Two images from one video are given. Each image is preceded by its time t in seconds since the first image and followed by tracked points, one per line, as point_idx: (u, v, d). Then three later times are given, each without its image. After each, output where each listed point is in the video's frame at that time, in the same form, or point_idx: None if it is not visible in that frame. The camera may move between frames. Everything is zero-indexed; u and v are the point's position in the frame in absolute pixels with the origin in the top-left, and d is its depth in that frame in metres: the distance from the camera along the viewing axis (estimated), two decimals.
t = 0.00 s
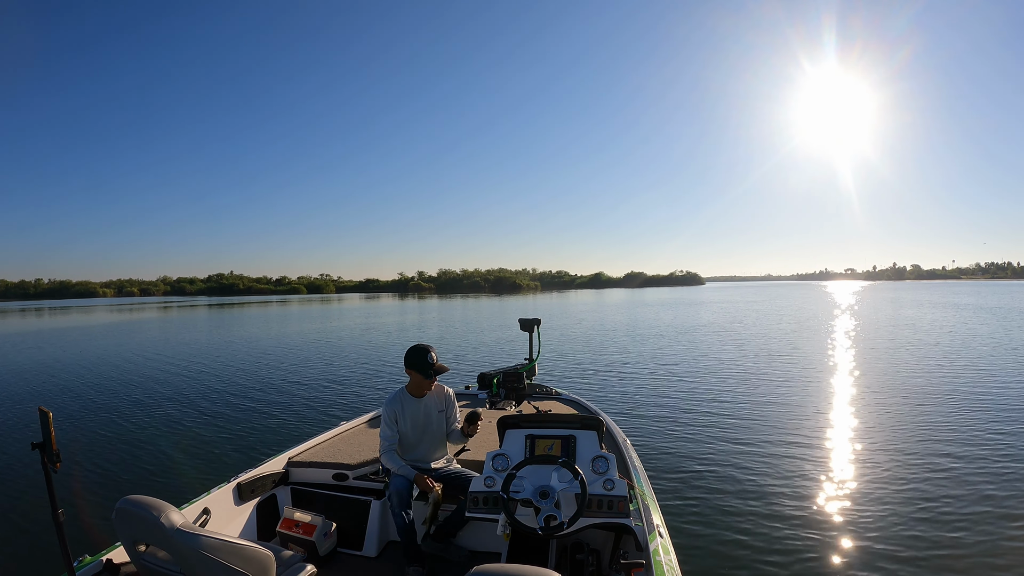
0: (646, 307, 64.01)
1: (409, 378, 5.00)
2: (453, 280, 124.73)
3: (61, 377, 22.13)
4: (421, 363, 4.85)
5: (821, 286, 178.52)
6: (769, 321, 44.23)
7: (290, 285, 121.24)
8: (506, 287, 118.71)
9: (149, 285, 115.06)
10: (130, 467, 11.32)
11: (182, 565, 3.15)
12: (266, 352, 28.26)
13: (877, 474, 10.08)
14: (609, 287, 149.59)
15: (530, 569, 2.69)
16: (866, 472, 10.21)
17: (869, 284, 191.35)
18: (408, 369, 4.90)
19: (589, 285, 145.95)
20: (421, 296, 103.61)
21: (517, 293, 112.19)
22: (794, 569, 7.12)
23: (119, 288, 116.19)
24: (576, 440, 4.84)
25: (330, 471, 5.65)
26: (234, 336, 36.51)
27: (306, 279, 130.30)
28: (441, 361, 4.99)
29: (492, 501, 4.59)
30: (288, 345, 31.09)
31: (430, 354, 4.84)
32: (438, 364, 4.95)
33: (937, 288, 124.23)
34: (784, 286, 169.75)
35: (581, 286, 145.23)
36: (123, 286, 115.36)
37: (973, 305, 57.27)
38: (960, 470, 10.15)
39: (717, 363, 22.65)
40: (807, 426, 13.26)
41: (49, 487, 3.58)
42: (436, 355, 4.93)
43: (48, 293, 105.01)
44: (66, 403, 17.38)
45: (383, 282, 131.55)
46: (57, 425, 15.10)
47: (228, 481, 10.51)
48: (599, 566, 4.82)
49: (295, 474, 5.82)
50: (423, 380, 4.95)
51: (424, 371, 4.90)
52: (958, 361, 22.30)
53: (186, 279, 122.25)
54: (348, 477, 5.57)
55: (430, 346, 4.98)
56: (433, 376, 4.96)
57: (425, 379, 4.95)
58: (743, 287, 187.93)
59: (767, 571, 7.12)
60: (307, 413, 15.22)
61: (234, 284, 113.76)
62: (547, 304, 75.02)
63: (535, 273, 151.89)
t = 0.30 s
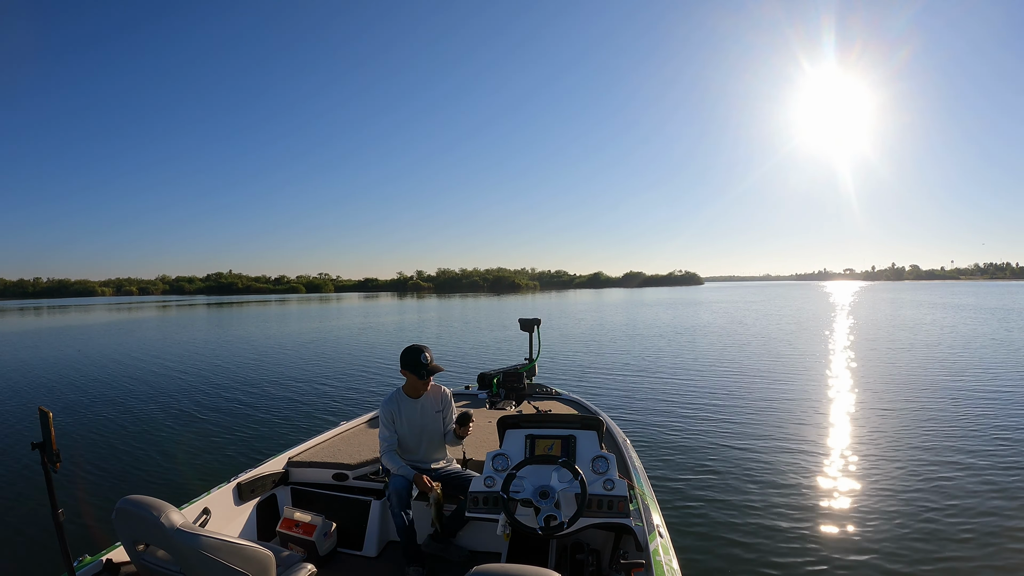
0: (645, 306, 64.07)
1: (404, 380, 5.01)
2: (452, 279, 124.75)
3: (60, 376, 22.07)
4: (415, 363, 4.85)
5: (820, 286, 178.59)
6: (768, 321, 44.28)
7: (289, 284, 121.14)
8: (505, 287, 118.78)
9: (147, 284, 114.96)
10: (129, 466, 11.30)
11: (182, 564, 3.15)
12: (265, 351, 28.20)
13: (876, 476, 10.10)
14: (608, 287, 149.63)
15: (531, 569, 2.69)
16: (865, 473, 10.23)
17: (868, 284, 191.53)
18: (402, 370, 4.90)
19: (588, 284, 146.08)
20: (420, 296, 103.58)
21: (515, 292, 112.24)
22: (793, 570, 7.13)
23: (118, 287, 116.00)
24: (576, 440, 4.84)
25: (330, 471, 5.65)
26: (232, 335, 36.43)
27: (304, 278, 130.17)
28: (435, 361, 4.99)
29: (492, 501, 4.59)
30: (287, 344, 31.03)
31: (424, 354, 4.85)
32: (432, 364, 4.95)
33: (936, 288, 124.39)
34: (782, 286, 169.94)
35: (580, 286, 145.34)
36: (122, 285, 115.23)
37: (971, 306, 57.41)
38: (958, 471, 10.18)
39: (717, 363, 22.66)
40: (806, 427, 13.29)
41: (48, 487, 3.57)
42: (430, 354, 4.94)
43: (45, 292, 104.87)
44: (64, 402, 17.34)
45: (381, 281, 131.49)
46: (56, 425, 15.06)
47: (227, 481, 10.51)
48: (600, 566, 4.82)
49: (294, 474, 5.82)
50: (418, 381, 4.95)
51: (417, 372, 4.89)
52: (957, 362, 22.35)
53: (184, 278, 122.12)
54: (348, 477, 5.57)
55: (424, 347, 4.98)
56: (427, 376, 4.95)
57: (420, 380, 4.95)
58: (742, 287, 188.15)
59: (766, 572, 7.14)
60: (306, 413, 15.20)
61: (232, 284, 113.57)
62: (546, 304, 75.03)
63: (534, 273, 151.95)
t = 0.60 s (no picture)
0: (644, 306, 64.11)
1: (402, 380, 5.01)
2: (451, 280, 124.75)
3: (59, 376, 22.06)
4: (412, 363, 4.86)
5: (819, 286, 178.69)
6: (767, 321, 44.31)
7: (288, 284, 121.21)
8: (504, 287, 118.90)
9: (145, 284, 115.48)
10: (130, 467, 11.30)
11: (182, 565, 3.15)
12: (265, 351, 28.22)
13: (876, 473, 10.11)
14: (608, 287, 149.63)
15: (532, 569, 2.69)
16: (865, 471, 10.23)
17: (869, 283, 191.54)
18: (400, 370, 4.91)
19: (587, 284, 146.19)
20: (418, 296, 103.56)
21: (514, 292, 112.28)
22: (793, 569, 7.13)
23: (117, 287, 116.05)
24: (576, 440, 4.84)
25: (330, 471, 5.66)
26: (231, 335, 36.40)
27: (303, 278, 130.10)
28: (432, 361, 5.00)
29: (492, 501, 4.59)
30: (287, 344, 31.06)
31: (421, 354, 4.85)
32: (429, 363, 4.96)
33: (937, 288, 124.39)
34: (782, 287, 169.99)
35: (579, 286, 145.41)
36: (121, 286, 115.31)
37: (970, 305, 57.45)
38: (958, 469, 10.18)
39: (716, 363, 22.68)
40: (806, 425, 13.29)
41: (48, 487, 3.57)
42: (428, 354, 4.96)
43: (45, 292, 104.88)
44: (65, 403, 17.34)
45: (380, 282, 131.53)
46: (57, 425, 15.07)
47: (228, 481, 10.53)
48: (600, 566, 4.83)
49: (294, 473, 5.82)
50: (416, 381, 4.95)
51: (415, 373, 4.90)
52: (956, 361, 22.38)
53: (182, 278, 122.12)
54: (348, 477, 5.58)
55: (422, 346, 5.00)
56: (425, 376, 4.95)
57: (418, 380, 4.95)
58: (742, 287, 188.24)
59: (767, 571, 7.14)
60: (306, 412, 15.22)
61: (231, 284, 113.50)
62: (545, 304, 75.07)
63: (534, 273, 152.00)
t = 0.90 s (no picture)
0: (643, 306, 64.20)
1: (402, 379, 5.01)
2: (450, 280, 124.72)
3: (59, 377, 22.06)
4: (413, 362, 4.86)
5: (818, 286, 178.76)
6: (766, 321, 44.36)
7: (287, 285, 121.35)
8: (503, 287, 118.98)
9: (144, 285, 115.63)
10: (130, 467, 11.31)
11: (182, 565, 3.15)
12: (264, 352, 28.22)
13: (875, 473, 10.11)
14: (605, 287, 150.14)
15: (531, 569, 2.69)
16: (864, 471, 10.24)
17: (868, 283, 191.60)
18: (401, 369, 4.91)
19: (587, 284, 146.23)
20: (417, 297, 103.57)
21: (513, 292, 112.31)
22: (793, 569, 7.15)
23: (116, 288, 116.18)
24: (576, 440, 4.84)
25: (330, 471, 5.66)
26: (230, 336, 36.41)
27: (302, 279, 130.04)
28: (432, 359, 4.99)
29: (492, 501, 4.59)
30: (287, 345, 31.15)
31: (421, 352, 4.85)
32: (430, 362, 4.95)
33: (937, 287, 124.54)
34: (781, 287, 170.05)
35: (578, 286, 145.50)
36: (120, 287, 115.39)
37: (970, 304, 57.51)
38: (957, 469, 10.19)
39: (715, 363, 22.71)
40: (805, 426, 13.32)
41: (48, 487, 3.57)
42: (428, 353, 4.95)
43: (43, 293, 104.95)
44: (65, 404, 17.35)
45: (379, 282, 131.57)
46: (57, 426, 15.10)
47: (228, 481, 10.54)
48: (600, 566, 4.83)
49: (295, 473, 5.82)
50: (416, 380, 4.95)
51: (416, 372, 4.89)
52: (955, 361, 22.40)
53: (181, 279, 122.14)
54: (348, 477, 5.58)
55: (422, 345, 5.00)
56: (425, 375, 4.94)
57: (418, 379, 4.95)
58: (741, 287, 188.33)
59: (767, 571, 7.15)
60: (306, 413, 15.27)
61: (229, 284, 113.46)
62: (544, 303, 75.16)
63: (533, 273, 152.06)
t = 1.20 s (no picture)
0: (642, 307, 64.30)
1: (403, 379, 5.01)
2: (449, 280, 124.78)
3: (59, 377, 22.07)
4: (413, 361, 4.85)
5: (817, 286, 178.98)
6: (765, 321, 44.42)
7: (286, 285, 121.38)
8: (502, 287, 119.15)
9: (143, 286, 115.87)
10: (131, 467, 11.33)
11: (182, 565, 3.15)
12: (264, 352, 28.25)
13: (874, 472, 10.12)
14: (604, 287, 150.26)
15: (531, 568, 2.69)
16: (864, 470, 10.25)
17: (868, 283, 191.78)
18: (402, 368, 4.91)
19: (586, 284, 146.36)
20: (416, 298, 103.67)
21: (511, 293, 112.43)
22: (793, 568, 7.14)
23: (115, 288, 116.12)
24: (575, 440, 4.84)
25: (330, 471, 5.66)
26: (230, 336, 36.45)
27: (301, 279, 130.07)
28: (433, 358, 4.98)
29: (491, 501, 4.59)
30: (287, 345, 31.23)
31: (421, 351, 4.85)
32: (430, 361, 4.94)
33: (936, 287, 124.71)
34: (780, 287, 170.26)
35: (578, 286, 145.68)
36: (119, 287, 115.51)
37: (969, 304, 57.63)
38: (956, 467, 10.19)
39: (715, 363, 22.73)
40: (804, 425, 13.34)
41: (48, 487, 3.57)
42: (429, 352, 4.94)
43: (43, 293, 105.04)
44: (65, 404, 17.37)
45: (379, 282, 131.72)
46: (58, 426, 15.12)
47: (228, 481, 10.56)
48: (600, 567, 4.84)
49: (295, 474, 5.82)
50: (417, 379, 4.95)
51: (417, 371, 4.89)
52: (954, 361, 22.45)
53: (181, 279, 122.22)
54: (348, 477, 5.58)
55: (423, 345, 4.99)
56: (426, 374, 4.94)
57: (419, 378, 4.94)
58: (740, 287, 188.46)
59: (767, 569, 7.15)
60: (306, 413, 15.31)
61: (228, 285, 113.51)
62: (543, 303, 75.24)
63: (532, 273, 152.22)
